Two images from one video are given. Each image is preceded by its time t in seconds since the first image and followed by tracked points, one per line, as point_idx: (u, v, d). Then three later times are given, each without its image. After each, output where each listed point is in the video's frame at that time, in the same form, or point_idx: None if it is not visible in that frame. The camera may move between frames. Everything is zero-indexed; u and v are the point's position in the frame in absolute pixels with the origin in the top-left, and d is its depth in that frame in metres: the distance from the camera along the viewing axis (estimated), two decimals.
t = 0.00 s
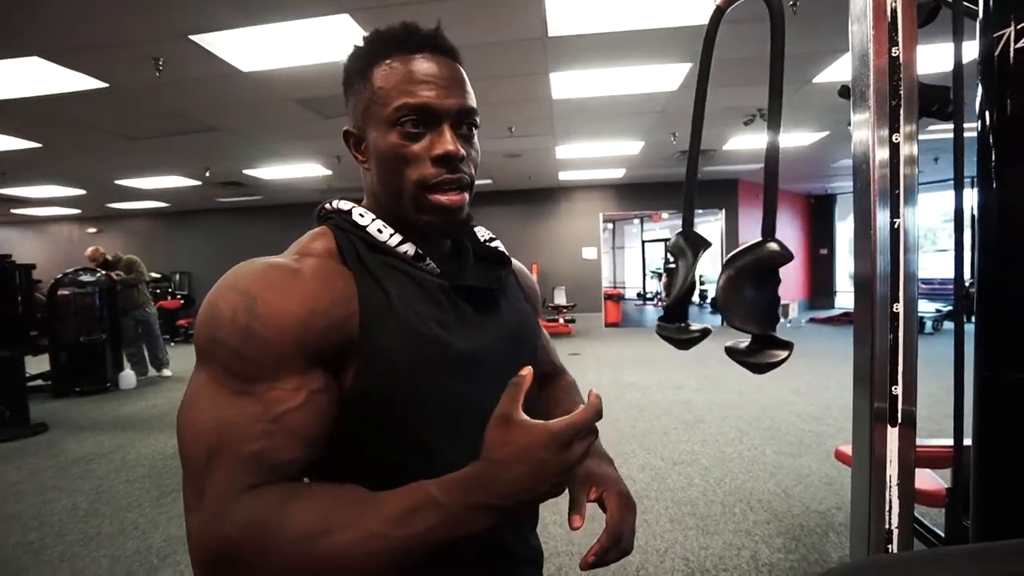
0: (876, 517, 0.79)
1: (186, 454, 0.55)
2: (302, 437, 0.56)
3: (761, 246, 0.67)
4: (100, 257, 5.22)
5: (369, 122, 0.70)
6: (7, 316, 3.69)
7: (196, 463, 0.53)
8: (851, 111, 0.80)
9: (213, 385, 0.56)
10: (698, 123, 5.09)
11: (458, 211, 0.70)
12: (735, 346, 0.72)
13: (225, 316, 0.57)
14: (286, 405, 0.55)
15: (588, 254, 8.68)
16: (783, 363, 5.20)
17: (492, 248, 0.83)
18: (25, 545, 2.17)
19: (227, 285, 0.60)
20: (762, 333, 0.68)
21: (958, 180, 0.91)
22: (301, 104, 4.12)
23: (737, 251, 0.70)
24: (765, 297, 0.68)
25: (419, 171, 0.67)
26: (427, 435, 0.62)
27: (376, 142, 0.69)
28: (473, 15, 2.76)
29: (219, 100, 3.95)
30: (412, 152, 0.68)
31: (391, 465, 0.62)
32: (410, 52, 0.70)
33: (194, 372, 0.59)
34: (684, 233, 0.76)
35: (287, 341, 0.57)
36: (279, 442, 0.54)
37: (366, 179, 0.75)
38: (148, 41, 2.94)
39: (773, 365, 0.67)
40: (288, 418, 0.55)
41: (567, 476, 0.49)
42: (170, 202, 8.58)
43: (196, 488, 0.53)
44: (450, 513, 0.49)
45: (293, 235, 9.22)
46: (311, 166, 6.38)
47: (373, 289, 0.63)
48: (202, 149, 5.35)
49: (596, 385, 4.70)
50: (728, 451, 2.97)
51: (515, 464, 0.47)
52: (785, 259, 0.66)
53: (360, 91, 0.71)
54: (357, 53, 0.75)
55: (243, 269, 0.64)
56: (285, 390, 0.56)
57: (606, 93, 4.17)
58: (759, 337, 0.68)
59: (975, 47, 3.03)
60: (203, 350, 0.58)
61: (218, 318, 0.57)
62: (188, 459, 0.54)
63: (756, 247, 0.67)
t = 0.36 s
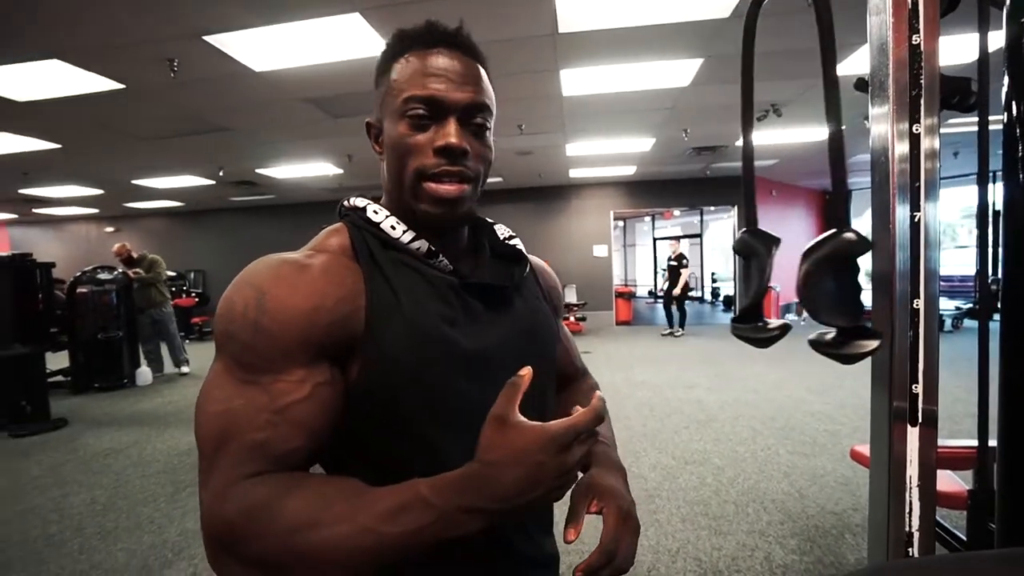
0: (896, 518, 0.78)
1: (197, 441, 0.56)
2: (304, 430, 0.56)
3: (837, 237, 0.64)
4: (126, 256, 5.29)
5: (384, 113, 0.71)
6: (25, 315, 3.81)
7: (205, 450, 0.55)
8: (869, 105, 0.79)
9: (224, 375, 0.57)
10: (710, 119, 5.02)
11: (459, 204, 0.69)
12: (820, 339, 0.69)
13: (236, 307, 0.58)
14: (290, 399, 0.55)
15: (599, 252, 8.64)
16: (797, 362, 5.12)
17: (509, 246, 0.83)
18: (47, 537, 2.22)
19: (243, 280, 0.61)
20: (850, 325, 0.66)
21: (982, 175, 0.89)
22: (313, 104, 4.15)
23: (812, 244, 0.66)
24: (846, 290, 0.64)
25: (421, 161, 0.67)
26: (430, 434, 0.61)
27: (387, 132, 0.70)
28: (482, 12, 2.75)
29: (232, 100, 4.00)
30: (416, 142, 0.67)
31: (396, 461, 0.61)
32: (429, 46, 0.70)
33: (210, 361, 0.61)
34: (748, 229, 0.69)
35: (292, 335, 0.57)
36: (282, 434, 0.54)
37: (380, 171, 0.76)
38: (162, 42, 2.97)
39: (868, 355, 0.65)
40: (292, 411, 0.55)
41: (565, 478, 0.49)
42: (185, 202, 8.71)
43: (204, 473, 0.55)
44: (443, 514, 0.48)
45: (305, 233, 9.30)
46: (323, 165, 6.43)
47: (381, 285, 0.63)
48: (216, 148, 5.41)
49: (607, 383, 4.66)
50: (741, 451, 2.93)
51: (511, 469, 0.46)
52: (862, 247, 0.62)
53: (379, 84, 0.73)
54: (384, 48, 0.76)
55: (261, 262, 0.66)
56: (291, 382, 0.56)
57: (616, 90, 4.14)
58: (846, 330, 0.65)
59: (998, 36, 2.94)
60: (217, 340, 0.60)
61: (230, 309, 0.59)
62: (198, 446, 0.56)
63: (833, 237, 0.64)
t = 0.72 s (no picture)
0: (917, 520, 0.77)
1: (210, 433, 0.56)
2: (315, 425, 0.56)
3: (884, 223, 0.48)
4: (161, 257, 5.26)
5: (408, 105, 0.71)
6: (46, 319, 3.87)
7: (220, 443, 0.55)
8: (882, 105, 0.79)
9: (238, 369, 0.58)
10: (722, 120, 4.99)
11: (471, 202, 0.69)
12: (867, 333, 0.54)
13: (251, 301, 0.58)
14: (302, 393, 0.55)
15: (609, 255, 8.61)
16: (812, 366, 5.04)
17: (521, 246, 0.83)
18: (63, 537, 2.26)
19: (257, 274, 0.62)
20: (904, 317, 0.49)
21: (1004, 175, 0.88)
22: (325, 109, 4.20)
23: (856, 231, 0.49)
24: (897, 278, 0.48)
25: (437, 156, 0.67)
26: (439, 428, 0.61)
27: (409, 125, 0.70)
28: (492, 16, 2.77)
29: (246, 107, 4.06)
30: (435, 136, 0.67)
31: (406, 456, 0.61)
32: (457, 43, 0.70)
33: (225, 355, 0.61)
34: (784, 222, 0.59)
35: (306, 328, 0.57)
36: (295, 427, 0.55)
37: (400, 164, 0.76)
38: (177, 50, 3.04)
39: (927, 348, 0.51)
40: (304, 406, 0.55)
41: (576, 480, 0.48)
42: (200, 207, 8.85)
43: (216, 465, 0.55)
44: (452, 510, 0.48)
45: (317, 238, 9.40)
46: (335, 170, 6.50)
47: (394, 281, 0.63)
48: (229, 154, 5.50)
49: (619, 387, 4.63)
50: (754, 455, 2.89)
51: (521, 468, 0.45)
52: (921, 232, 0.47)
53: (409, 77, 0.73)
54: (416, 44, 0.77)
55: (276, 256, 0.66)
56: (304, 375, 0.56)
57: (626, 92, 4.14)
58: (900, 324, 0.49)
59: (1018, 33, 2.88)
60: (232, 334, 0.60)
61: (246, 302, 0.59)
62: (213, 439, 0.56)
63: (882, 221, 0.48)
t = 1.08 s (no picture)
0: (907, 514, 0.77)
1: (204, 422, 0.55)
2: (313, 412, 0.56)
3: (819, 225, 0.70)
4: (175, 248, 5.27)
5: (412, 95, 0.71)
6: (45, 311, 3.89)
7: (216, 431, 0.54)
8: (883, 105, 0.79)
9: (235, 357, 0.57)
10: (723, 117, 4.97)
11: (472, 196, 0.69)
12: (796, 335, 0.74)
13: (248, 288, 0.58)
14: (302, 380, 0.56)
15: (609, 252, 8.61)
16: (810, 364, 5.05)
17: (516, 237, 0.83)
18: (62, 526, 2.27)
19: (254, 260, 0.61)
20: (829, 318, 0.70)
21: (1001, 176, 0.87)
22: (326, 102, 4.19)
23: (798, 230, 0.73)
24: (824, 275, 0.70)
25: (439, 148, 0.67)
26: (435, 416, 0.62)
27: (412, 115, 0.70)
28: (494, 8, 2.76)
29: (246, 98, 4.04)
30: (439, 129, 0.68)
31: (402, 444, 0.62)
32: (464, 34, 0.70)
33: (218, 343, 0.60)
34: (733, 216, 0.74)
35: (306, 316, 0.57)
36: (292, 414, 0.54)
37: (398, 153, 0.76)
38: (177, 40, 3.02)
39: (839, 352, 0.70)
40: (304, 393, 0.55)
41: (574, 463, 0.50)
42: (199, 200, 8.83)
43: (211, 453, 0.54)
44: (453, 492, 0.49)
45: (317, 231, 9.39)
46: (334, 163, 6.48)
47: (393, 270, 0.63)
48: (229, 147, 5.48)
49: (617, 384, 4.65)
50: (750, 452, 2.91)
51: (522, 452, 0.47)
52: (850, 235, 0.68)
53: (413, 65, 0.73)
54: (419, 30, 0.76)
55: (270, 243, 0.65)
56: (302, 363, 0.57)
57: (628, 88, 4.12)
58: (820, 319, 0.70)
59: (1018, 33, 2.89)
60: (227, 321, 0.59)
61: (242, 289, 0.58)
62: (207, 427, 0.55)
63: (815, 224, 0.70)
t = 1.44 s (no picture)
0: (902, 509, 0.78)
1: (220, 425, 0.55)
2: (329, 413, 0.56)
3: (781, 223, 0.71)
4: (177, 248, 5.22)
5: (414, 100, 0.70)
6: (41, 311, 3.86)
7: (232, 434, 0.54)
8: (876, 103, 0.79)
9: (248, 359, 0.57)
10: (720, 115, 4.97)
11: (480, 202, 0.70)
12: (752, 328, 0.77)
13: (259, 291, 0.57)
14: (316, 382, 0.55)
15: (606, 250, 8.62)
16: (807, 362, 5.07)
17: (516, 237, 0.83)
18: (59, 527, 2.26)
19: (262, 263, 0.60)
20: (785, 313, 0.73)
21: (992, 173, 0.88)
22: (323, 101, 4.18)
23: (760, 228, 0.73)
24: (782, 273, 0.71)
25: (447, 156, 0.67)
26: (441, 417, 0.62)
27: (415, 121, 0.69)
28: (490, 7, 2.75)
29: (242, 98, 4.03)
30: (445, 136, 0.67)
31: (408, 443, 0.62)
32: (464, 39, 0.69)
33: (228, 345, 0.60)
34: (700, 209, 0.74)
35: (319, 319, 0.57)
36: (308, 416, 0.54)
37: (400, 156, 0.76)
38: (172, 40, 3.00)
39: (792, 346, 0.72)
40: (319, 394, 0.55)
41: (582, 462, 0.50)
42: (195, 200, 8.80)
43: (228, 455, 0.54)
44: (468, 489, 0.49)
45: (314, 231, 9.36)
46: (331, 163, 6.47)
47: (401, 271, 0.63)
48: (225, 146, 5.46)
49: (615, 382, 4.65)
50: (748, 449, 2.92)
51: (535, 449, 0.48)
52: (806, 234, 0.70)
53: (411, 67, 0.71)
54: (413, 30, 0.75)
55: (276, 245, 0.65)
56: (316, 366, 0.57)
57: (625, 86, 4.13)
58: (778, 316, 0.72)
59: (1010, 31, 2.91)
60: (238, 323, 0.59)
61: (253, 293, 0.58)
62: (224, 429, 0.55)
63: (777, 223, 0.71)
